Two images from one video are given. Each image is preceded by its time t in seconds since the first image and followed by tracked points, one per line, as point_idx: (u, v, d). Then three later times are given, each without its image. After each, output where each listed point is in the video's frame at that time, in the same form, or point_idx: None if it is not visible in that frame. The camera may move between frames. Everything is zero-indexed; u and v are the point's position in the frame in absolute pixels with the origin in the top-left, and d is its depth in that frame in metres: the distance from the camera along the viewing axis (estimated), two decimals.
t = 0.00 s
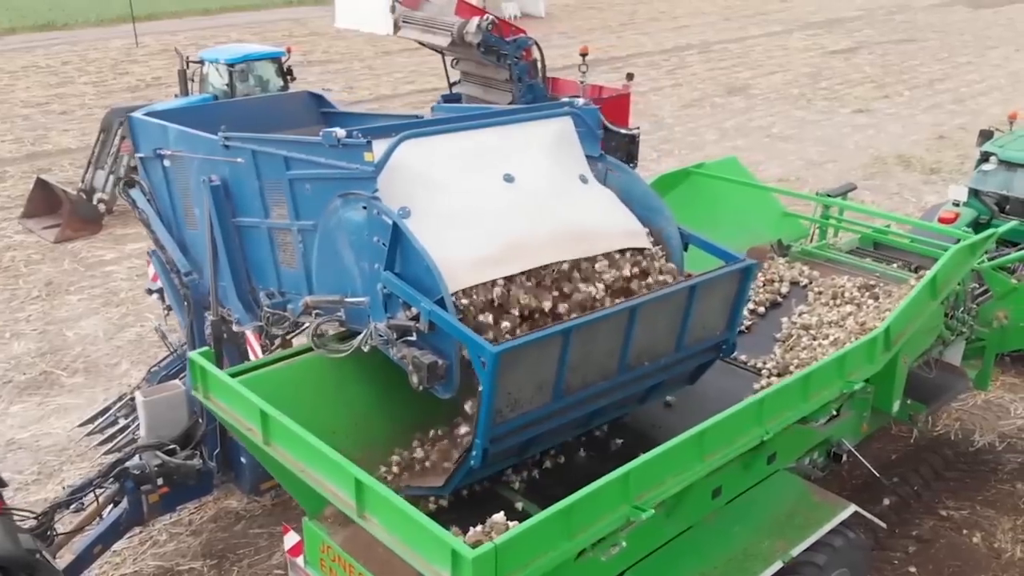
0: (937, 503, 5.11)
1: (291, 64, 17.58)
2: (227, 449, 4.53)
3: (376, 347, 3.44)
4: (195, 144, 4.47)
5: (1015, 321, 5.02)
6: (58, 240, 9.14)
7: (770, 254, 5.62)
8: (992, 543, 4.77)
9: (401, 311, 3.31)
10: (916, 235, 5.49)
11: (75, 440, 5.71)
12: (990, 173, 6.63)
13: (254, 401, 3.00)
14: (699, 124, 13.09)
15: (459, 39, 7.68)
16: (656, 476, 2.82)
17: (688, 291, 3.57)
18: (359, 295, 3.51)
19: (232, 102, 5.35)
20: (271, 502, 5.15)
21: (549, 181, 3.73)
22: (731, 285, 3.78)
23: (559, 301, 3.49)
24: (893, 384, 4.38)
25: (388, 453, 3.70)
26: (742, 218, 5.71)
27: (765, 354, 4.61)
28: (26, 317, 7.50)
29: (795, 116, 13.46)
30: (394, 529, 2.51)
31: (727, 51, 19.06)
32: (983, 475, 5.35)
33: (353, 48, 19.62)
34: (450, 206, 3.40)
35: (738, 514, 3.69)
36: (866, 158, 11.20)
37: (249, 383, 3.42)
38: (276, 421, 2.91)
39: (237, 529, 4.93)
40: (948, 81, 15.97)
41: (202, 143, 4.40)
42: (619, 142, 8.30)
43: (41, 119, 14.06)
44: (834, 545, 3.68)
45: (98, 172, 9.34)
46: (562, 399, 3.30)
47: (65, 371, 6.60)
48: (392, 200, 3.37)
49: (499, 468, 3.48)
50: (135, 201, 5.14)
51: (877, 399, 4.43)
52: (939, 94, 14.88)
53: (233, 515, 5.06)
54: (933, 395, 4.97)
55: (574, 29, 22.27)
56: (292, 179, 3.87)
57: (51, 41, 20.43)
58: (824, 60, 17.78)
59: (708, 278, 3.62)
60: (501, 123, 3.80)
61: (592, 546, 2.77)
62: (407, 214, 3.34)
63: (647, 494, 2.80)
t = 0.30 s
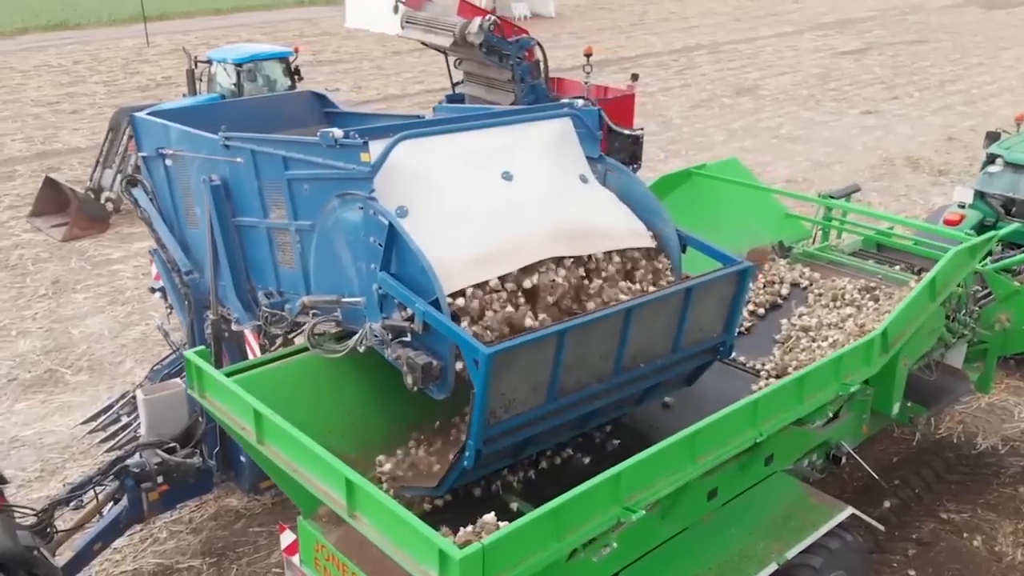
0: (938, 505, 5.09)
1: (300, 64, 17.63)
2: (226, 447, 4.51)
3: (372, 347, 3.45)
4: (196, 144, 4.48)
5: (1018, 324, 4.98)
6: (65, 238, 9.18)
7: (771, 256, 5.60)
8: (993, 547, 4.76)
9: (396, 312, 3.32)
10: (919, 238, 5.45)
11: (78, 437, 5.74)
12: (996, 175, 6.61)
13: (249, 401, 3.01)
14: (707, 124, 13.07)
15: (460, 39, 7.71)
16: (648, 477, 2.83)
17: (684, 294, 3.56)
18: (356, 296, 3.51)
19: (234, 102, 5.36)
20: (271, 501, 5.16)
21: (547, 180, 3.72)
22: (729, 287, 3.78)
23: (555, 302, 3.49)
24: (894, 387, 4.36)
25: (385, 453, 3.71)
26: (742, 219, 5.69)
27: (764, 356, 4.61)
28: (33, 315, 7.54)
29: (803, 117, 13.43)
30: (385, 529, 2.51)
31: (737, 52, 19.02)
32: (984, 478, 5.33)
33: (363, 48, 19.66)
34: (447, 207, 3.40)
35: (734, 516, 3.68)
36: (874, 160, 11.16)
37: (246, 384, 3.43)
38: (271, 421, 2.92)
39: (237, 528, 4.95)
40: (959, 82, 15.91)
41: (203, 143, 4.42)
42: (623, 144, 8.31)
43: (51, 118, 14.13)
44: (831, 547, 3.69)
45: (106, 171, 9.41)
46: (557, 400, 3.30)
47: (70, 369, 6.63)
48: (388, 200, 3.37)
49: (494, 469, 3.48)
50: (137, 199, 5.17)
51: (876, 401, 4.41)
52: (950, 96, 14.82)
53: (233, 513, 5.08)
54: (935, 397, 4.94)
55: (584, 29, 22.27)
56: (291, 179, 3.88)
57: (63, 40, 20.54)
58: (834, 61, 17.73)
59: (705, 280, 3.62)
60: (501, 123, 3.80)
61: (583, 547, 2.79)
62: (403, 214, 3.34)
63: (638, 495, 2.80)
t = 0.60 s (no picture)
0: (949, 510, 5.05)
1: (320, 64, 17.71)
2: (236, 445, 4.46)
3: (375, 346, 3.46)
4: (206, 142, 4.52)
5: None
6: (83, 235, 9.26)
7: (781, 259, 5.57)
8: (1004, 553, 4.71)
9: (398, 311, 3.33)
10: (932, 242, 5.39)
11: (90, 433, 5.79)
12: (1013, 180, 6.56)
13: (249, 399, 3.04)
14: (726, 126, 13.03)
15: (471, 39, 7.72)
16: (645, 478, 2.83)
17: (688, 293, 3.56)
18: (359, 295, 3.53)
19: (244, 102, 5.39)
20: (281, 498, 5.17)
21: (553, 179, 3.72)
22: (734, 287, 3.77)
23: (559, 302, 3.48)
24: (903, 390, 4.32)
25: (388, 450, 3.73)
26: (749, 223, 5.62)
27: (771, 359, 4.60)
28: (49, 311, 7.61)
29: (824, 120, 13.35)
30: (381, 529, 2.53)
31: (758, 54, 18.94)
32: (997, 484, 5.28)
33: (384, 48, 19.73)
34: (451, 205, 3.41)
35: (738, 517, 3.66)
36: (894, 163, 11.08)
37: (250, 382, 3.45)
38: (270, 420, 2.95)
39: (245, 524, 4.97)
40: (983, 86, 15.77)
41: (211, 141, 4.45)
42: (637, 146, 8.30)
43: (72, 116, 14.25)
44: (835, 551, 3.62)
45: (124, 169, 9.47)
46: (559, 399, 3.30)
47: (84, 364, 6.69)
48: (391, 201, 3.37)
49: (499, 469, 3.48)
50: (148, 197, 5.23)
51: (886, 405, 4.38)
52: (973, 99, 14.69)
53: (242, 510, 5.10)
54: (946, 402, 4.90)
55: (604, 30, 22.23)
56: (296, 179, 3.91)
57: (86, 39, 20.73)
58: (857, 63, 17.62)
59: (709, 279, 3.61)
60: (508, 124, 3.81)
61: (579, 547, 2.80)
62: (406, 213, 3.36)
63: (636, 496, 2.81)
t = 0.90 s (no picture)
0: (967, 518, 4.99)
1: (346, 63, 17.79)
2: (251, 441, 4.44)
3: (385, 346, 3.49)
4: (223, 141, 4.55)
5: None
6: (108, 232, 9.35)
7: (800, 261, 5.52)
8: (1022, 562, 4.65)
9: (408, 312, 3.35)
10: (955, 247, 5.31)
11: (110, 427, 5.84)
12: None
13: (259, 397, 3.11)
14: (752, 128, 12.95)
15: (488, 39, 7.76)
16: (649, 481, 2.83)
17: (701, 291, 3.54)
18: (370, 295, 3.55)
19: (263, 100, 5.43)
20: (297, 494, 5.18)
21: (566, 178, 3.72)
22: (749, 286, 3.74)
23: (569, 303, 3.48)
24: (920, 395, 4.27)
25: (399, 448, 3.75)
26: (768, 224, 5.55)
27: (787, 363, 4.57)
28: (73, 306, 7.70)
29: (851, 122, 13.23)
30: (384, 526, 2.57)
31: (786, 55, 18.79)
32: (1017, 493, 5.21)
33: (409, 48, 19.79)
34: (462, 202, 3.41)
35: (749, 522, 3.64)
36: (922, 167, 10.97)
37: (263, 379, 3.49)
38: (278, 417, 3.02)
39: (261, 520, 4.97)
40: (1015, 89, 15.57)
41: (228, 140, 4.49)
42: (656, 146, 8.29)
43: (100, 114, 14.41)
44: (847, 557, 3.56)
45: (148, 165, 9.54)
46: (570, 397, 3.30)
47: (106, 360, 6.76)
48: (402, 200, 3.39)
49: (511, 469, 3.48)
50: (167, 195, 5.29)
51: (902, 410, 4.33)
52: (1004, 103, 14.51)
53: (258, 506, 5.10)
54: (964, 409, 4.86)
55: (631, 30, 22.16)
56: (310, 178, 3.94)
57: (115, 37, 20.94)
58: (886, 65, 17.46)
59: (722, 276, 3.59)
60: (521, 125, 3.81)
61: (583, 548, 2.82)
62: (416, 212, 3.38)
63: (639, 499, 2.81)
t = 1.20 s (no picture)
0: (996, 530, 4.89)
1: (382, 63, 17.88)
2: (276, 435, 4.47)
3: (402, 344, 3.50)
4: (250, 139, 4.60)
5: None
6: (143, 227, 9.47)
7: (829, 266, 5.42)
8: None
9: (425, 311, 3.36)
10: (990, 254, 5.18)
11: (139, 420, 5.91)
12: None
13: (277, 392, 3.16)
14: (788, 129, 12.82)
15: (515, 39, 7.82)
16: (661, 487, 2.84)
17: (721, 286, 3.51)
18: (390, 293, 3.58)
19: (291, 99, 5.49)
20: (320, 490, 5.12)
21: (589, 176, 3.70)
22: (773, 283, 3.70)
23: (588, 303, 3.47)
24: (948, 403, 4.19)
25: (416, 446, 3.77)
26: (798, 227, 5.46)
27: (813, 369, 4.51)
28: (106, 300, 7.81)
29: (890, 125, 13.05)
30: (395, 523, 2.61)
31: (824, 56, 18.56)
32: None
33: (445, 47, 19.84)
34: (482, 199, 3.42)
35: (769, 530, 3.60)
36: (960, 171, 10.79)
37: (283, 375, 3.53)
38: (296, 413, 3.07)
39: (284, 514, 4.92)
40: None
41: (255, 138, 4.53)
42: (687, 146, 8.25)
43: (138, 111, 14.61)
44: (867, 567, 3.55)
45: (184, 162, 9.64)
46: (589, 393, 3.28)
47: (137, 354, 6.84)
48: (421, 199, 3.42)
49: (532, 469, 3.47)
50: (196, 192, 5.36)
51: (930, 419, 4.25)
52: None
53: (282, 500, 5.05)
54: (996, 417, 4.77)
55: (668, 31, 22.03)
56: (333, 177, 3.97)
57: (156, 35, 21.22)
58: (927, 67, 17.20)
59: (743, 271, 3.55)
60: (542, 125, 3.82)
61: (595, 551, 2.82)
62: (435, 210, 3.40)
63: (651, 504, 2.81)
